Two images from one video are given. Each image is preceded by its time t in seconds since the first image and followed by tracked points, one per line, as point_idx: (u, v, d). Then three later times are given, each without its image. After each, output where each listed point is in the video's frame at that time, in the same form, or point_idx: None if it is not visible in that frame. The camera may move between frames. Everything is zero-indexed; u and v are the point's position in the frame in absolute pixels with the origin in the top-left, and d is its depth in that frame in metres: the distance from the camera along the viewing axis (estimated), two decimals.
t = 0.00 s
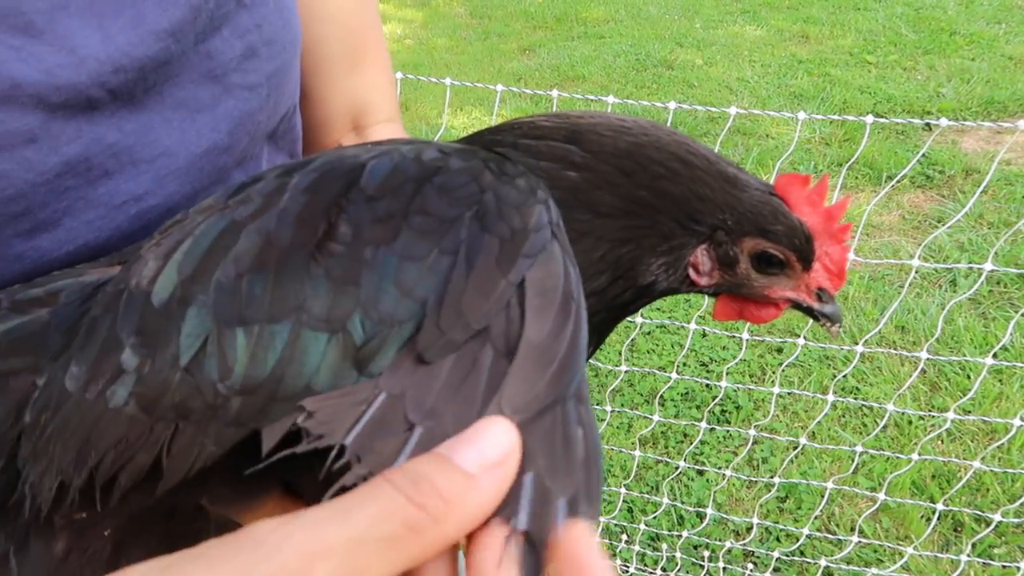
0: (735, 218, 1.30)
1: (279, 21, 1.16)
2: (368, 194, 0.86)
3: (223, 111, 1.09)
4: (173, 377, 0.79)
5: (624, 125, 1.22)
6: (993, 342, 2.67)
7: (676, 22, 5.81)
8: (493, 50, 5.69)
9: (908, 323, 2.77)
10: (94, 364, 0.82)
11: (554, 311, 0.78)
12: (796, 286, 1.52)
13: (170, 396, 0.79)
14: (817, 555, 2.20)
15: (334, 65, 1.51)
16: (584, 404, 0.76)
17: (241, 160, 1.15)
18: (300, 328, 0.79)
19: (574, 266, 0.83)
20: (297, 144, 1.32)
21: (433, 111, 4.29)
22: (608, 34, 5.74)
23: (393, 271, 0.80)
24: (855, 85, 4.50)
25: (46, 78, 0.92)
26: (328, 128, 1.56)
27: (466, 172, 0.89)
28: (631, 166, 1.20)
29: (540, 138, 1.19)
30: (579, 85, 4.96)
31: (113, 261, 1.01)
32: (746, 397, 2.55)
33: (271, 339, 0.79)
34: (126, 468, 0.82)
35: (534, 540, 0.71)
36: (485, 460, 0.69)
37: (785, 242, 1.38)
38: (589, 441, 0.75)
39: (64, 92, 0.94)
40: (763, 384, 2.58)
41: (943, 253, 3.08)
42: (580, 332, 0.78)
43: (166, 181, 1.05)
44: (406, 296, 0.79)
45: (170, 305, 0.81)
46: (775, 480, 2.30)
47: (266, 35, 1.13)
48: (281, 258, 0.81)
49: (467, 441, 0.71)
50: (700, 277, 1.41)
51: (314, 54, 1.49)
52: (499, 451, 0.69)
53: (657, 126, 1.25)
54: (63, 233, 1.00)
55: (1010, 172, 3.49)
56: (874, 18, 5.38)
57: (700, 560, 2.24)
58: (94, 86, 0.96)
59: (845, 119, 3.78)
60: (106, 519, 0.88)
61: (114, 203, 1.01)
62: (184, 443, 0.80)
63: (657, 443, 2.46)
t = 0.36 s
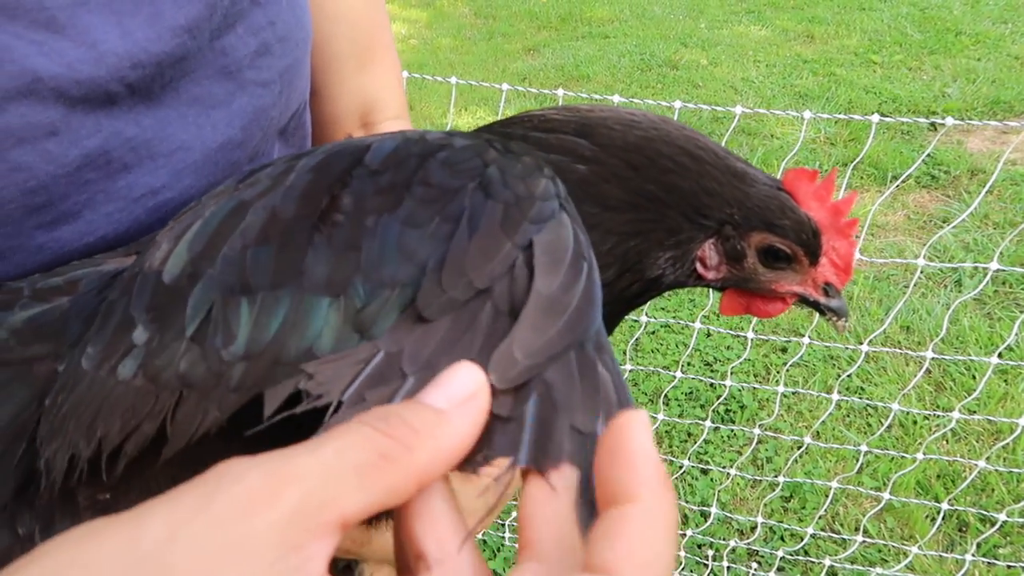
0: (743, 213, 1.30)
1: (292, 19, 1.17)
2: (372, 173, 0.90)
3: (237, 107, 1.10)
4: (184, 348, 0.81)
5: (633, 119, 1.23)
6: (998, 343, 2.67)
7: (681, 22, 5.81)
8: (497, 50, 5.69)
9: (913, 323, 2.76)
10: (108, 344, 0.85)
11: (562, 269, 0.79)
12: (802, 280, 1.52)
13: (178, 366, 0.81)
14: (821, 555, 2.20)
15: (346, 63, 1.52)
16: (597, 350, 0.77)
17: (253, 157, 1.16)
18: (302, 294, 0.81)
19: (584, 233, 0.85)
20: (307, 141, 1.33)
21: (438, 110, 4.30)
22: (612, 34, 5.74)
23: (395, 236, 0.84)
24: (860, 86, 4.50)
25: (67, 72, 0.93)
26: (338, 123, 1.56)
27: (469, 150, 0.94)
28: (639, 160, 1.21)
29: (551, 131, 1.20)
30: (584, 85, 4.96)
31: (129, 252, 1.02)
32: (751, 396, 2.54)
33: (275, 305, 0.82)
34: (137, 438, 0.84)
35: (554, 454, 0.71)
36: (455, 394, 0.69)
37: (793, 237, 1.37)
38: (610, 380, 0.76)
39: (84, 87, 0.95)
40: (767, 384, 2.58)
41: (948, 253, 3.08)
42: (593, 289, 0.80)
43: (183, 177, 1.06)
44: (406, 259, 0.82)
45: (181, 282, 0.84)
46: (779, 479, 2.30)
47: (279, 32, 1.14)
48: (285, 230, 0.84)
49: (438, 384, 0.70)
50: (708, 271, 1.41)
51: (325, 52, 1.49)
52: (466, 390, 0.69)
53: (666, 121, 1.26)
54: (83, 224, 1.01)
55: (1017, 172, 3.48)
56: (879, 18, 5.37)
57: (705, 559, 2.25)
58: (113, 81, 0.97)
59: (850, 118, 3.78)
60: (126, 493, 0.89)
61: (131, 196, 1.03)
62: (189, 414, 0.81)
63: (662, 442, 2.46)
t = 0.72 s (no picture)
0: (743, 217, 1.31)
1: (297, 21, 1.17)
2: (374, 170, 0.91)
3: (243, 107, 1.10)
4: (195, 343, 0.83)
5: (635, 124, 1.24)
6: (1002, 349, 2.66)
7: (687, 26, 5.81)
8: (504, 52, 5.70)
9: (918, 329, 2.76)
10: (120, 336, 0.85)
11: (541, 265, 0.82)
12: (802, 284, 1.52)
13: (190, 358, 0.82)
14: (823, 560, 2.20)
15: (350, 65, 1.52)
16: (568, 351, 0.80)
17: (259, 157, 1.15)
18: (308, 289, 0.83)
19: (568, 232, 0.88)
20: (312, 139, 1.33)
21: (444, 113, 4.31)
22: (619, 37, 5.75)
23: (396, 231, 0.86)
24: (866, 90, 4.49)
25: (77, 73, 0.94)
26: (341, 125, 1.57)
27: (466, 146, 0.96)
28: (641, 164, 1.21)
29: (555, 135, 1.21)
30: (590, 87, 4.97)
31: (136, 249, 1.03)
32: (754, 401, 2.55)
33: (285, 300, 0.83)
34: (150, 426, 0.85)
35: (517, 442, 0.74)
36: (395, 366, 0.71)
37: (793, 241, 1.38)
38: (574, 369, 0.79)
39: (94, 87, 0.96)
40: (771, 388, 2.58)
41: (953, 259, 3.08)
42: (568, 285, 0.83)
43: (188, 176, 1.06)
44: (406, 253, 0.84)
45: (191, 278, 0.85)
46: (782, 484, 2.30)
47: (284, 34, 1.14)
48: (294, 228, 0.86)
49: (371, 361, 0.72)
50: (708, 274, 1.41)
51: (330, 53, 1.50)
52: (405, 362, 0.71)
53: (669, 126, 1.26)
54: (92, 221, 1.01)
55: None
56: (886, 23, 5.36)
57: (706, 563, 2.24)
58: (121, 81, 0.98)
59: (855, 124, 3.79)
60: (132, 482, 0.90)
61: (139, 194, 1.03)
62: (200, 399, 0.83)
63: (665, 445, 2.46)
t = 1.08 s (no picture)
0: (738, 214, 1.31)
1: (297, 21, 1.19)
2: (364, 160, 0.93)
3: (244, 104, 1.11)
4: (188, 324, 0.83)
5: (630, 125, 1.24)
6: (1005, 352, 2.66)
7: (691, 30, 5.82)
8: (508, 55, 5.72)
9: (920, 332, 2.77)
10: (119, 318, 0.87)
11: (519, 247, 0.83)
12: (796, 278, 1.52)
13: (183, 338, 0.83)
14: (825, 562, 2.20)
15: (350, 66, 1.53)
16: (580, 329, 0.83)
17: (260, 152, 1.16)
18: (297, 270, 0.84)
19: (552, 221, 0.89)
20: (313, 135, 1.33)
21: (448, 115, 4.32)
22: (623, 40, 5.76)
23: (383, 214, 0.87)
24: (870, 94, 4.50)
25: (81, 68, 0.95)
26: (343, 125, 1.57)
27: (456, 137, 0.98)
28: (636, 163, 1.22)
29: (550, 135, 1.21)
30: (594, 90, 4.97)
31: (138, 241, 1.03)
32: (756, 403, 2.56)
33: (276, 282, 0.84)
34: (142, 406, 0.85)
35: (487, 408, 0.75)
36: (362, 327, 0.72)
37: (786, 236, 1.39)
38: (540, 346, 0.78)
39: (96, 82, 0.96)
40: (773, 391, 2.58)
41: (956, 263, 3.08)
42: (546, 269, 0.83)
43: (190, 170, 1.06)
44: (392, 235, 0.85)
45: (188, 263, 0.86)
46: (783, 486, 2.31)
47: (283, 33, 1.16)
48: (286, 214, 0.87)
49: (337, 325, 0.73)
50: (704, 270, 1.42)
51: (330, 54, 1.51)
52: (370, 323, 0.72)
53: (663, 126, 1.27)
54: (94, 212, 1.01)
55: None
56: (890, 27, 5.37)
57: (708, 564, 2.25)
58: (123, 76, 0.98)
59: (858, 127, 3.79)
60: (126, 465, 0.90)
61: (140, 187, 1.03)
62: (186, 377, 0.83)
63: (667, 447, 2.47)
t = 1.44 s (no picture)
0: (711, 215, 1.31)
1: (285, 23, 1.20)
2: (336, 167, 0.95)
3: (231, 104, 1.13)
4: (159, 324, 0.84)
5: (604, 126, 1.26)
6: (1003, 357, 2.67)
7: (694, 34, 5.83)
8: (511, 59, 5.73)
9: (919, 337, 2.77)
10: (94, 316, 0.87)
11: (479, 257, 0.86)
12: (768, 278, 1.52)
13: (155, 339, 0.84)
14: (820, 566, 2.20)
15: (344, 69, 1.55)
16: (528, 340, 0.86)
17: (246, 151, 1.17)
18: (264, 274, 0.85)
19: (516, 230, 0.92)
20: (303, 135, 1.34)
21: (449, 119, 4.33)
22: (625, 44, 5.77)
23: (349, 221, 0.89)
24: (871, 99, 4.50)
25: (68, 68, 0.96)
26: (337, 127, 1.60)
27: (426, 146, 1.00)
28: (609, 165, 1.23)
29: (528, 137, 1.23)
30: (596, 95, 4.98)
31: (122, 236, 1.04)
32: (754, 406, 2.56)
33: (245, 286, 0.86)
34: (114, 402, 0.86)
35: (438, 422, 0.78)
36: (322, 337, 0.74)
37: (758, 237, 1.38)
38: (489, 360, 0.82)
39: (83, 81, 0.97)
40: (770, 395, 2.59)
41: (956, 268, 3.09)
42: (505, 280, 0.86)
43: (175, 168, 1.08)
44: (356, 243, 0.87)
45: (161, 263, 0.87)
46: (779, 489, 2.32)
47: (271, 36, 1.17)
48: (257, 218, 0.89)
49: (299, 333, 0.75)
50: (678, 271, 1.41)
51: (324, 56, 1.52)
52: (330, 334, 0.75)
53: (638, 129, 1.28)
54: (79, 209, 1.02)
55: None
56: (893, 32, 5.37)
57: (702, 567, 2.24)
58: (110, 76, 0.99)
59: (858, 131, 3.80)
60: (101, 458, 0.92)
61: (125, 184, 1.04)
62: (158, 377, 0.85)
63: (664, 450, 2.48)
